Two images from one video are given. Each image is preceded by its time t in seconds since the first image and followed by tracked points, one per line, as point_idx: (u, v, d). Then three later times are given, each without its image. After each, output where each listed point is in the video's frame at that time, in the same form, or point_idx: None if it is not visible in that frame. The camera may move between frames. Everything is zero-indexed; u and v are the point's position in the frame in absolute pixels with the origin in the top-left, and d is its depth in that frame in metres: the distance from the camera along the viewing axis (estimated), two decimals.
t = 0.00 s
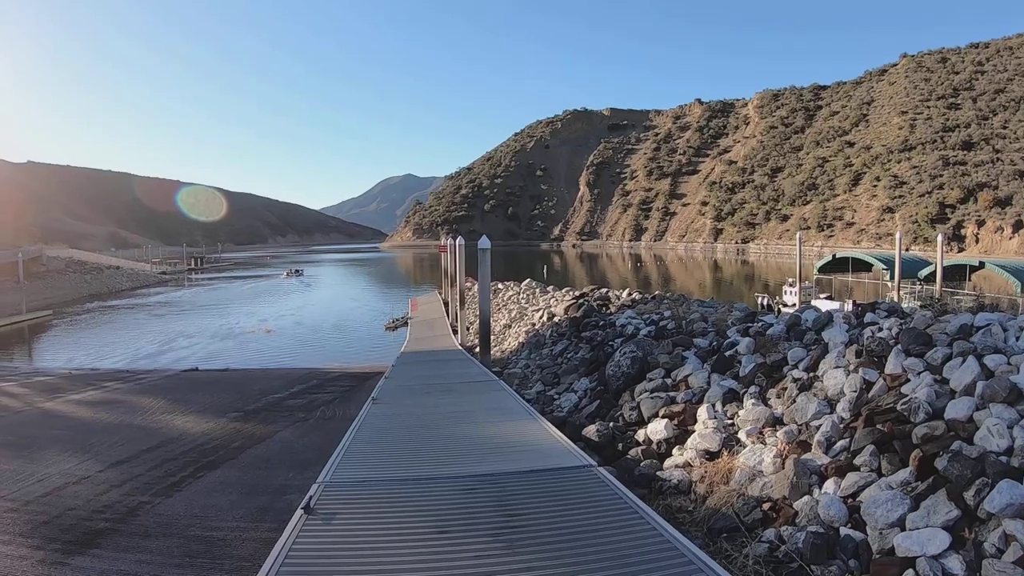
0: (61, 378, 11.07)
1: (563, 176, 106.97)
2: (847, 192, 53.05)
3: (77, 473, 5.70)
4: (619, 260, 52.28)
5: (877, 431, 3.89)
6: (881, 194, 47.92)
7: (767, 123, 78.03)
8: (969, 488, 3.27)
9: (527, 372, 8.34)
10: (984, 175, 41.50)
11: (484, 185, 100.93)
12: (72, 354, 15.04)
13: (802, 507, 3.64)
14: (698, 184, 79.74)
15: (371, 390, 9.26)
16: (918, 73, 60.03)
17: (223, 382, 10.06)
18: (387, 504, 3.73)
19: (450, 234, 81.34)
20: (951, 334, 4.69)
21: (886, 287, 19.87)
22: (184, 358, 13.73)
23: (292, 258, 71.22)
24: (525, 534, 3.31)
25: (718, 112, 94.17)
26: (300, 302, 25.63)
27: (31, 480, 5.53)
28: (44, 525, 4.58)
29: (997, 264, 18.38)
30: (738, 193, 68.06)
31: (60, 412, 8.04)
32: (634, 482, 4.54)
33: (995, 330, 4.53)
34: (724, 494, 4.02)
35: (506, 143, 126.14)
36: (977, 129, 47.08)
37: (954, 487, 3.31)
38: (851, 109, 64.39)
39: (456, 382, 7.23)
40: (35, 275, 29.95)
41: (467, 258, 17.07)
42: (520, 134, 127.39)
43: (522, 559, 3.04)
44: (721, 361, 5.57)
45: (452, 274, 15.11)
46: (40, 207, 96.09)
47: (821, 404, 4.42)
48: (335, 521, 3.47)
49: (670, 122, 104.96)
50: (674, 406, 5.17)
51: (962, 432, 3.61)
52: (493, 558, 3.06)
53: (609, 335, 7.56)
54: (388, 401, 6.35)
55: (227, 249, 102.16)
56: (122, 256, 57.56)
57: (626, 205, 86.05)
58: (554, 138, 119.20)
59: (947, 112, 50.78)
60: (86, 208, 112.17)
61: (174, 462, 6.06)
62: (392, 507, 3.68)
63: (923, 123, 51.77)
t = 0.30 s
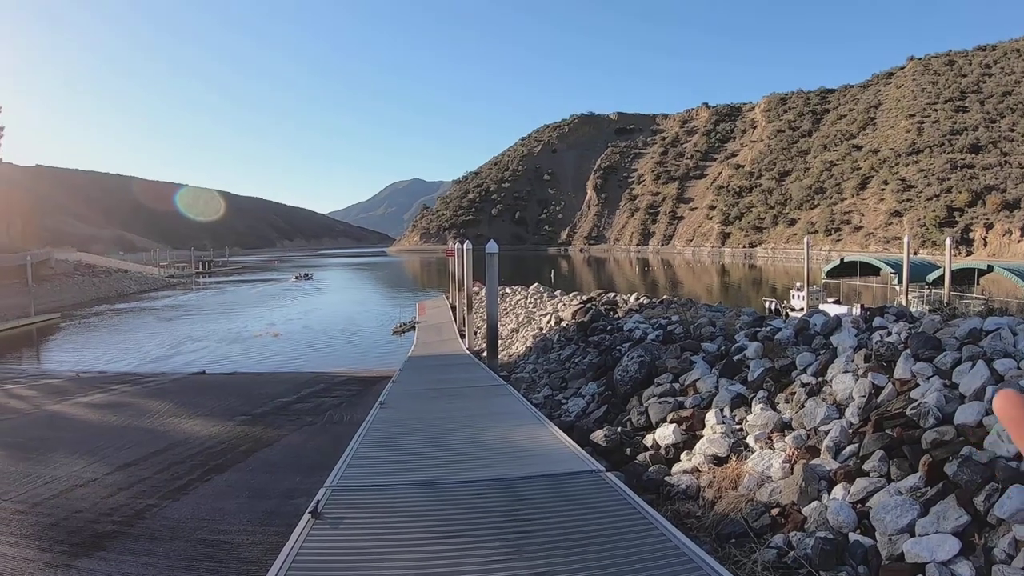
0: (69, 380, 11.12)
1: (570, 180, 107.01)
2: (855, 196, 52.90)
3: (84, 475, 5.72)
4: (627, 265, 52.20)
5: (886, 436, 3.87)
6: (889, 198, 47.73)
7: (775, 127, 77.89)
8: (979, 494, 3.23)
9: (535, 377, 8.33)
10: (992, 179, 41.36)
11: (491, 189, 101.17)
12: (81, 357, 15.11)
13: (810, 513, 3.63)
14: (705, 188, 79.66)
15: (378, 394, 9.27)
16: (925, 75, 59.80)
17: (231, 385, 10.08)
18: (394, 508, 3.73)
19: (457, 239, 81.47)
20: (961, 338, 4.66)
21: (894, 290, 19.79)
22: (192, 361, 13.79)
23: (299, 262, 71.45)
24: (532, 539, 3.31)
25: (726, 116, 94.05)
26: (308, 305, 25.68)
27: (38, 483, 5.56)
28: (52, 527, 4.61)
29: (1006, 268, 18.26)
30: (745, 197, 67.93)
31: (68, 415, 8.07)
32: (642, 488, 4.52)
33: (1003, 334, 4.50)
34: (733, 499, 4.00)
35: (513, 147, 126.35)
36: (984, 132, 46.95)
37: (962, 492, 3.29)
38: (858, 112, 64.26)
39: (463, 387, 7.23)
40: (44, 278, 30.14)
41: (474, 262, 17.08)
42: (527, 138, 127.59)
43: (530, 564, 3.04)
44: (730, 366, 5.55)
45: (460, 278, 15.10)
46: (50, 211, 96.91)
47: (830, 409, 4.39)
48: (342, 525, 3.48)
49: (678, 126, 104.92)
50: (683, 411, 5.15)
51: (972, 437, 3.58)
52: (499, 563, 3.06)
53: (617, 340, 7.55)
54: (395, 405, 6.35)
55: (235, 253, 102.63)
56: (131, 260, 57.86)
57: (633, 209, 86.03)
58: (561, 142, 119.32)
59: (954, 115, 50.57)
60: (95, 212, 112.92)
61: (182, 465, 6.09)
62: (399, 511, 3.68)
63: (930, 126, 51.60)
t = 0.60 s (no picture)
0: (76, 385, 11.18)
1: (576, 186, 107.08)
2: (862, 201, 52.73)
3: (90, 480, 5.75)
4: (633, 270, 52.14)
5: (895, 443, 3.84)
6: (896, 203, 47.54)
7: (781, 132, 77.80)
8: (988, 500, 3.21)
9: (541, 384, 8.32)
10: (999, 183, 41.20)
11: (498, 195, 101.32)
12: (88, 362, 15.18)
13: (818, 519, 3.59)
14: (711, 194, 79.56)
15: (384, 400, 9.28)
16: (931, 79, 59.67)
17: (237, 391, 10.10)
18: (400, 515, 3.72)
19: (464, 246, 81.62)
20: (968, 343, 4.63)
21: (901, 296, 19.72)
22: (199, 367, 13.84)
23: (307, 267, 71.67)
24: (540, 545, 3.31)
25: (732, 121, 94.01)
26: (314, 312, 25.72)
27: (45, 487, 5.58)
28: (57, 531, 4.62)
29: (1015, 273, 18.16)
30: (752, 203, 67.79)
31: (75, 420, 8.10)
32: (649, 494, 4.50)
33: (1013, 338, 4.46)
34: (741, 506, 3.98)
35: (519, 153, 126.61)
36: (991, 136, 46.80)
37: (971, 498, 3.26)
38: (865, 117, 64.14)
39: (470, 393, 7.23)
40: (52, 284, 30.33)
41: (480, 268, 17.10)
42: (533, 145, 127.80)
43: (538, 569, 3.05)
44: (736, 372, 5.53)
45: (466, 284, 15.12)
46: (60, 217, 97.82)
47: (838, 415, 4.36)
48: (348, 531, 3.48)
49: (684, 131, 104.94)
50: (690, 418, 5.13)
51: (980, 442, 3.56)
52: (505, 568, 3.07)
53: (624, 346, 7.54)
54: (401, 411, 6.36)
55: (242, 259, 103.11)
56: (139, 266, 58.16)
57: (640, 215, 85.98)
58: (567, 148, 119.45)
59: (961, 119, 50.39)
60: (103, 218, 113.67)
61: (188, 470, 6.11)
62: (404, 518, 3.68)
63: (936, 130, 51.43)
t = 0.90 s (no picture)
0: (78, 388, 11.18)
1: (578, 189, 107.19)
2: (864, 203, 52.71)
3: (92, 482, 5.75)
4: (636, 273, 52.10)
5: (898, 445, 3.83)
6: (898, 205, 47.47)
7: (783, 135, 77.80)
8: (992, 503, 3.20)
9: (543, 387, 8.32)
10: (1001, 185, 41.13)
11: (500, 198, 101.34)
12: (91, 364, 15.21)
13: (821, 523, 3.59)
14: (714, 196, 79.59)
15: (386, 403, 9.27)
16: (933, 82, 59.64)
17: (239, 394, 10.11)
18: (401, 517, 3.72)
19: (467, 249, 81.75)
20: (972, 345, 4.62)
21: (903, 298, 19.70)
22: (201, 370, 13.85)
23: (309, 270, 71.72)
24: (543, 549, 3.30)
25: (734, 124, 93.96)
26: (317, 315, 25.71)
27: (47, 488, 5.59)
28: (59, 533, 4.63)
29: (1017, 275, 18.11)
30: (754, 205, 67.78)
31: (78, 422, 8.11)
32: (651, 497, 4.50)
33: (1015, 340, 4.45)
34: (744, 509, 3.96)
35: (521, 156, 126.78)
36: (993, 138, 46.79)
37: (974, 501, 3.25)
38: (867, 120, 64.12)
39: (473, 396, 7.23)
40: (54, 286, 30.35)
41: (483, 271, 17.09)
42: (535, 148, 127.87)
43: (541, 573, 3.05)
44: (739, 375, 5.52)
45: (469, 287, 15.11)
46: (64, 220, 98.23)
47: (841, 418, 4.35)
48: (350, 534, 3.48)
49: (686, 134, 104.95)
50: (692, 421, 5.13)
51: (983, 445, 3.55)
52: (506, 570, 3.08)
53: (626, 349, 7.54)
54: (403, 414, 6.35)
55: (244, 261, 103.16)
56: (142, 268, 58.19)
57: (642, 218, 85.98)
58: (569, 151, 119.52)
59: (963, 121, 50.37)
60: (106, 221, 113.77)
61: (190, 472, 6.10)
62: (404, 520, 3.69)
63: (938, 133, 51.38)
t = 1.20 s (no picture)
0: (78, 389, 11.16)
1: (578, 191, 107.20)
2: (863, 205, 52.73)
3: (91, 484, 5.74)
4: (635, 275, 52.07)
5: (898, 446, 3.83)
6: (898, 207, 47.51)
7: (782, 136, 77.91)
8: (992, 503, 3.19)
9: (543, 388, 8.31)
10: (1001, 186, 41.19)
11: (500, 200, 101.44)
12: (91, 366, 15.19)
13: (821, 524, 3.59)
14: (713, 198, 79.62)
15: (386, 405, 9.26)
16: (932, 83, 59.71)
17: (239, 395, 10.10)
18: (401, 519, 3.72)
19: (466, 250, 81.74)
20: (971, 347, 4.62)
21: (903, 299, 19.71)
22: (201, 371, 13.83)
23: (308, 272, 71.71)
24: (543, 550, 3.30)
25: (733, 126, 94.08)
26: (317, 316, 25.70)
27: (47, 490, 5.58)
28: (58, 535, 4.61)
29: (1016, 276, 18.14)
30: (753, 207, 67.79)
31: (77, 423, 8.10)
32: (651, 499, 4.49)
33: (1015, 341, 4.44)
34: (743, 510, 3.96)
35: (521, 157, 126.83)
36: (992, 139, 46.81)
37: (974, 502, 3.24)
38: (866, 121, 64.21)
39: (473, 398, 7.22)
40: (53, 287, 30.33)
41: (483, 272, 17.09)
42: (535, 150, 127.95)
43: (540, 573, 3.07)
44: (738, 377, 5.52)
45: (469, 289, 15.12)
46: (63, 221, 98.19)
47: (841, 419, 4.35)
48: (349, 536, 3.47)
49: (686, 136, 105.04)
50: (692, 422, 5.13)
51: (983, 446, 3.56)
52: (505, 570, 3.08)
53: (626, 351, 7.54)
54: (402, 416, 6.34)
55: (244, 263, 103.16)
56: (142, 270, 58.17)
57: (642, 220, 86.05)
58: (569, 152, 119.61)
59: (962, 122, 50.38)
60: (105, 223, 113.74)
61: (190, 474, 6.10)
62: (404, 521, 3.69)
63: (938, 133, 51.42)
